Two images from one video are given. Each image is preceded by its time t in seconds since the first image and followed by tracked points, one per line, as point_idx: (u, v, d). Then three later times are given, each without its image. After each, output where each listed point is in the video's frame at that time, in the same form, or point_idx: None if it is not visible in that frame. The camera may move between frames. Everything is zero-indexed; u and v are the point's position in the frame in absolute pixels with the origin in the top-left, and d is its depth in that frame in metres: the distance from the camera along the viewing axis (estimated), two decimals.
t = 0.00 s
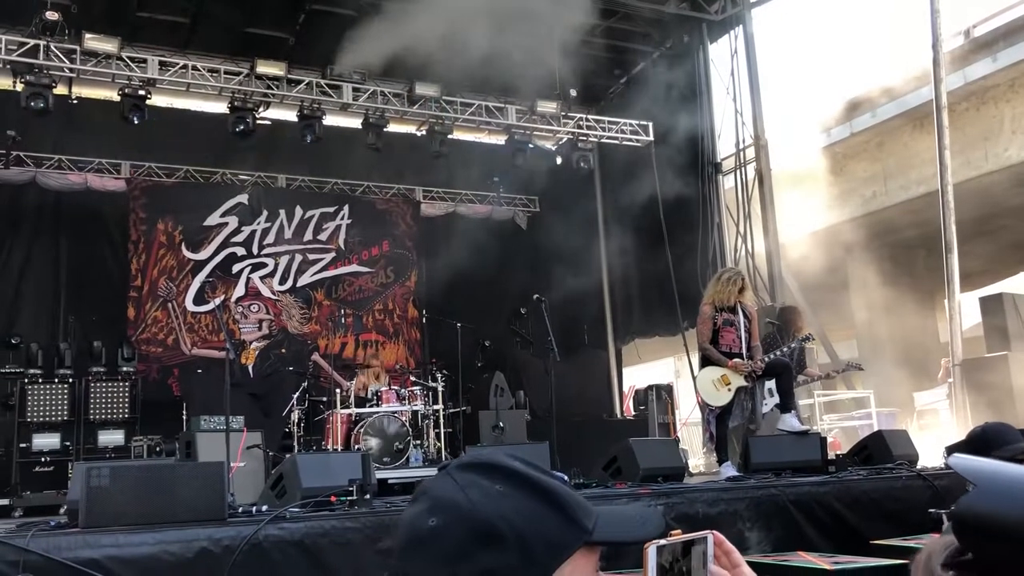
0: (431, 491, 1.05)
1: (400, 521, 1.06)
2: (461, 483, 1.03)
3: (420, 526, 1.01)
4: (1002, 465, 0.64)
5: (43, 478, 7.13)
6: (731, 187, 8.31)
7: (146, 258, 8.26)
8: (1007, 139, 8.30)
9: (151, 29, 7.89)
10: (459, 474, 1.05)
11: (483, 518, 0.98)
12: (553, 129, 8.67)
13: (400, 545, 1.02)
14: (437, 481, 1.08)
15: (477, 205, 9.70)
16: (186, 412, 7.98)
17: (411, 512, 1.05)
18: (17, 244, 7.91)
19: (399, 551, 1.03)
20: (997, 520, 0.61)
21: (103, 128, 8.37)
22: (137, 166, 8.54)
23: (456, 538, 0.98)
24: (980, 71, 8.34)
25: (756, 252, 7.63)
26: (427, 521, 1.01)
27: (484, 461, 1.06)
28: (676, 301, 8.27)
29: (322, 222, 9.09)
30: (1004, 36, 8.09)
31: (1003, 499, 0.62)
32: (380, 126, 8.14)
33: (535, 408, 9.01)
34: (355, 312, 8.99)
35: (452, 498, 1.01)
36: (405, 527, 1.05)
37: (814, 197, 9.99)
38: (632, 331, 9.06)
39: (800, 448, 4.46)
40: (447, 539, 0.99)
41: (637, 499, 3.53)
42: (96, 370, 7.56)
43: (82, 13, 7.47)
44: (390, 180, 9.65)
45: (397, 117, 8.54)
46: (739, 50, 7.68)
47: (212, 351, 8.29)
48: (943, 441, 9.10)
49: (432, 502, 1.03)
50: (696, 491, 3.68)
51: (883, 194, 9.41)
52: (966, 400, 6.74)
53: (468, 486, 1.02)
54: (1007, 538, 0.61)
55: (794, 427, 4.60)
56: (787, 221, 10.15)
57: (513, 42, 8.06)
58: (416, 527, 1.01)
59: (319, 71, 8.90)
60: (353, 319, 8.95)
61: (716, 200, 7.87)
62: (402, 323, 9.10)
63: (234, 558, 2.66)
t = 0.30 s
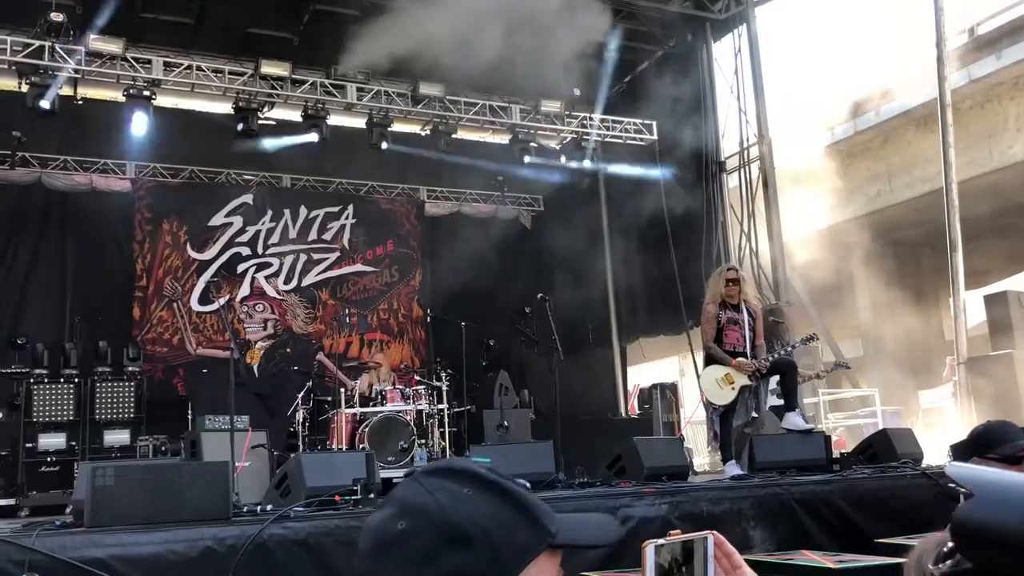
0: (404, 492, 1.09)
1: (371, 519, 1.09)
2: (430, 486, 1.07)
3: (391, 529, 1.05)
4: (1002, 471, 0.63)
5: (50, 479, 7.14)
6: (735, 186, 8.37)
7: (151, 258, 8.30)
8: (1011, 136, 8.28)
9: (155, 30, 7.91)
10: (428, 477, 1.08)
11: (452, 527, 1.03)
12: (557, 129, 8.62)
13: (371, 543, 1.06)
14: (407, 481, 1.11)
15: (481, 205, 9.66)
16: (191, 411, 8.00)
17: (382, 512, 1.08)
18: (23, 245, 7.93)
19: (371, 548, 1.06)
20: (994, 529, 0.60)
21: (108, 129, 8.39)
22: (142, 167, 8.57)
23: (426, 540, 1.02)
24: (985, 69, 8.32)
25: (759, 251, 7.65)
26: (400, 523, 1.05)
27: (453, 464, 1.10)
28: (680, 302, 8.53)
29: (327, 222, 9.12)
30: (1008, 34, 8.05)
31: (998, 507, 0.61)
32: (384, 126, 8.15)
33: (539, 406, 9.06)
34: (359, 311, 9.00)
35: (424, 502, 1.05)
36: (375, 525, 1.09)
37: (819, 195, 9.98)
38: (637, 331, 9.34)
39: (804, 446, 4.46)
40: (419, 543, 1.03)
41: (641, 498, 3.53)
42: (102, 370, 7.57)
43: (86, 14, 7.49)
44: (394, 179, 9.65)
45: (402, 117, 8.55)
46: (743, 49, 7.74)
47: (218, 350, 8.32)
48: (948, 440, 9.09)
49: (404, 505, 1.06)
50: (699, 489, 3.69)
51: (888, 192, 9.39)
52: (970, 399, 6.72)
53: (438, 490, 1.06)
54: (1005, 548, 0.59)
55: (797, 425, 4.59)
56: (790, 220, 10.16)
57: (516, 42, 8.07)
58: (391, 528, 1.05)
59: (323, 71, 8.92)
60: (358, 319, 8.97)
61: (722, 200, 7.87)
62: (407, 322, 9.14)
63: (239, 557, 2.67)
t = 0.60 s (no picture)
0: (356, 521, 0.99)
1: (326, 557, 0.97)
2: (388, 510, 1.00)
3: (373, 558, 0.94)
4: (998, 474, 0.63)
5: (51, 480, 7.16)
6: (735, 186, 8.36)
7: (152, 259, 8.25)
8: (1011, 135, 8.28)
9: (156, 32, 7.91)
10: (375, 503, 1.01)
11: (433, 546, 0.96)
12: (557, 130, 8.54)
13: None
14: (340, 516, 1.01)
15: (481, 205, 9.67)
16: (192, 412, 8.00)
17: (340, 548, 0.96)
18: (23, 246, 7.95)
19: None
20: (990, 528, 0.60)
21: (108, 131, 8.41)
22: (142, 168, 8.55)
23: (419, 559, 0.94)
24: (985, 68, 8.31)
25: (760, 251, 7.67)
26: (380, 551, 0.95)
27: (392, 490, 1.04)
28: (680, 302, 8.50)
29: (327, 223, 9.11)
30: (1008, 33, 8.04)
31: (994, 507, 0.61)
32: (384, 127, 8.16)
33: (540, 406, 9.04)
34: (359, 312, 9.00)
35: (400, 524, 0.97)
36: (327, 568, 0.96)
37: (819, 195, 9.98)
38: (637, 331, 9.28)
39: (805, 446, 4.46)
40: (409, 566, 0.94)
41: (642, 498, 3.54)
42: (103, 372, 7.57)
43: (86, 16, 7.49)
44: (394, 180, 9.66)
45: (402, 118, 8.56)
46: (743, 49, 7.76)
47: (218, 352, 8.33)
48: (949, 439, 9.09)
49: (370, 532, 0.97)
50: (701, 489, 3.69)
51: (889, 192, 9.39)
52: (971, 398, 6.72)
53: (403, 512, 1.00)
54: (1001, 546, 0.59)
55: (797, 425, 4.61)
56: (791, 219, 10.16)
57: (516, 43, 8.07)
58: (370, 559, 0.94)
59: (323, 72, 8.92)
60: (359, 320, 8.97)
61: (722, 202, 7.88)
62: (407, 323, 9.12)
63: (240, 558, 2.69)
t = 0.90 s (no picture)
0: (328, 560, 1.06)
1: None
2: (355, 549, 1.08)
3: None
4: (996, 473, 0.63)
5: (51, 483, 7.17)
6: (735, 186, 8.38)
7: (151, 261, 8.25)
8: (1010, 135, 8.30)
9: (154, 34, 7.91)
10: (331, 542, 1.10)
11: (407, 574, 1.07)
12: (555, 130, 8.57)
13: None
14: (299, 559, 1.08)
15: (480, 206, 9.67)
16: (191, 415, 8.00)
17: None
18: (23, 248, 7.96)
19: None
20: (989, 528, 0.59)
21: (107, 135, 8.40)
22: (141, 171, 8.57)
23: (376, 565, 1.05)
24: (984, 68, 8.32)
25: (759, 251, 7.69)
26: None
27: (341, 534, 1.12)
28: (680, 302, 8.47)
29: (326, 224, 9.10)
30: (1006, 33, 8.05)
31: (991, 507, 0.61)
32: (382, 129, 8.16)
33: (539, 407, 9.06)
34: (359, 314, 9.00)
35: (376, 557, 1.06)
36: None
37: (818, 195, 9.98)
38: (636, 330, 9.30)
39: (802, 446, 4.47)
40: None
41: (641, 499, 3.54)
42: (102, 374, 7.57)
43: (84, 18, 7.49)
44: (393, 182, 9.66)
45: (400, 120, 8.56)
46: (741, 50, 7.77)
47: (217, 354, 8.33)
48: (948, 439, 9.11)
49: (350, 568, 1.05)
50: (700, 489, 3.69)
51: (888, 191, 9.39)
52: (970, 398, 6.72)
53: (374, 546, 1.10)
54: (994, 545, 0.59)
55: (797, 425, 4.57)
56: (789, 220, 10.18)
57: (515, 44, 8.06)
58: None
59: (322, 74, 8.92)
60: (359, 321, 8.99)
61: (722, 204, 7.92)
62: (407, 324, 9.13)
63: (239, 559, 2.71)
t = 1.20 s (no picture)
0: None
1: None
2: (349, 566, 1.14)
3: None
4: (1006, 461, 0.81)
5: (52, 486, 7.15)
6: (734, 188, 8.40)
7: (151, 264, 8.24)
8: (1009, 135, 8.30)
9: (153, 37, 7.91)
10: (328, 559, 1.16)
11: None
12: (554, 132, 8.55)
13: None
14: None
15: (481, 208, 9.65)
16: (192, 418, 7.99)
17: None
18: (23, 251, 7.96)
19: None
20: (1011, 513, 0.76)
21: (107, 139, 8.42)
22: (141, 174, 8.54)
23: None
24: (982, 69, 8.33)
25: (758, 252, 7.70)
26: None
27: (332, 551, 1.18)
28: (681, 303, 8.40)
29: (326, 227, 9.11)
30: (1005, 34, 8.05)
31: (1001, 493, 0.79)
32: (382, 131, 8.16)
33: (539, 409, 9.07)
34: (359, 316, 9.01)
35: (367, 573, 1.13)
36: None
37: (819, 196, 9.97)
38: (636, 331, 9.30)
39: (802, 447, 4.47)
40: None
41: (642, 501, 3.54)
42: (103, 377, 7.56)
43: (83, 22, 7.50)
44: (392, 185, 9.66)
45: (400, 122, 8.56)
46: (740, 51, 7.78)
47: (217, 356, 8.32)
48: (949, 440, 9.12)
49: None
50: (701, 491, 3.69)
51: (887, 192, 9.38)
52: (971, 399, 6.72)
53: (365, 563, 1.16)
54: (1011, 530, 0.76)
55: (797, 427, 4.57)
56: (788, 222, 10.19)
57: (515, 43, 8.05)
58: None
59: (321, 77, 8.93)
60: (359, 324, 8.98)
61: (722, 206, 7.93)
62: (407, 327, 9.13)
63: (240, 562, 2.72)
